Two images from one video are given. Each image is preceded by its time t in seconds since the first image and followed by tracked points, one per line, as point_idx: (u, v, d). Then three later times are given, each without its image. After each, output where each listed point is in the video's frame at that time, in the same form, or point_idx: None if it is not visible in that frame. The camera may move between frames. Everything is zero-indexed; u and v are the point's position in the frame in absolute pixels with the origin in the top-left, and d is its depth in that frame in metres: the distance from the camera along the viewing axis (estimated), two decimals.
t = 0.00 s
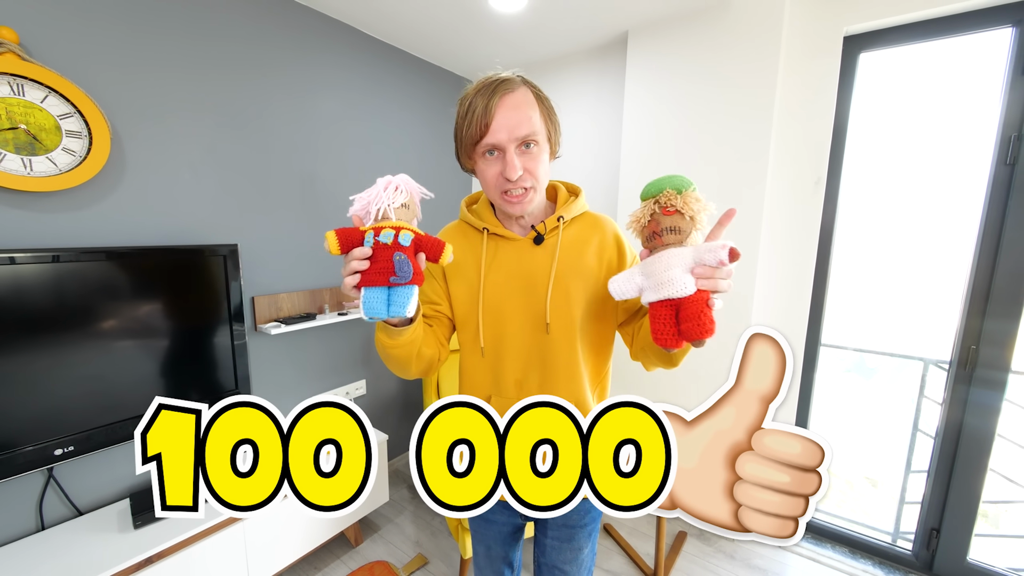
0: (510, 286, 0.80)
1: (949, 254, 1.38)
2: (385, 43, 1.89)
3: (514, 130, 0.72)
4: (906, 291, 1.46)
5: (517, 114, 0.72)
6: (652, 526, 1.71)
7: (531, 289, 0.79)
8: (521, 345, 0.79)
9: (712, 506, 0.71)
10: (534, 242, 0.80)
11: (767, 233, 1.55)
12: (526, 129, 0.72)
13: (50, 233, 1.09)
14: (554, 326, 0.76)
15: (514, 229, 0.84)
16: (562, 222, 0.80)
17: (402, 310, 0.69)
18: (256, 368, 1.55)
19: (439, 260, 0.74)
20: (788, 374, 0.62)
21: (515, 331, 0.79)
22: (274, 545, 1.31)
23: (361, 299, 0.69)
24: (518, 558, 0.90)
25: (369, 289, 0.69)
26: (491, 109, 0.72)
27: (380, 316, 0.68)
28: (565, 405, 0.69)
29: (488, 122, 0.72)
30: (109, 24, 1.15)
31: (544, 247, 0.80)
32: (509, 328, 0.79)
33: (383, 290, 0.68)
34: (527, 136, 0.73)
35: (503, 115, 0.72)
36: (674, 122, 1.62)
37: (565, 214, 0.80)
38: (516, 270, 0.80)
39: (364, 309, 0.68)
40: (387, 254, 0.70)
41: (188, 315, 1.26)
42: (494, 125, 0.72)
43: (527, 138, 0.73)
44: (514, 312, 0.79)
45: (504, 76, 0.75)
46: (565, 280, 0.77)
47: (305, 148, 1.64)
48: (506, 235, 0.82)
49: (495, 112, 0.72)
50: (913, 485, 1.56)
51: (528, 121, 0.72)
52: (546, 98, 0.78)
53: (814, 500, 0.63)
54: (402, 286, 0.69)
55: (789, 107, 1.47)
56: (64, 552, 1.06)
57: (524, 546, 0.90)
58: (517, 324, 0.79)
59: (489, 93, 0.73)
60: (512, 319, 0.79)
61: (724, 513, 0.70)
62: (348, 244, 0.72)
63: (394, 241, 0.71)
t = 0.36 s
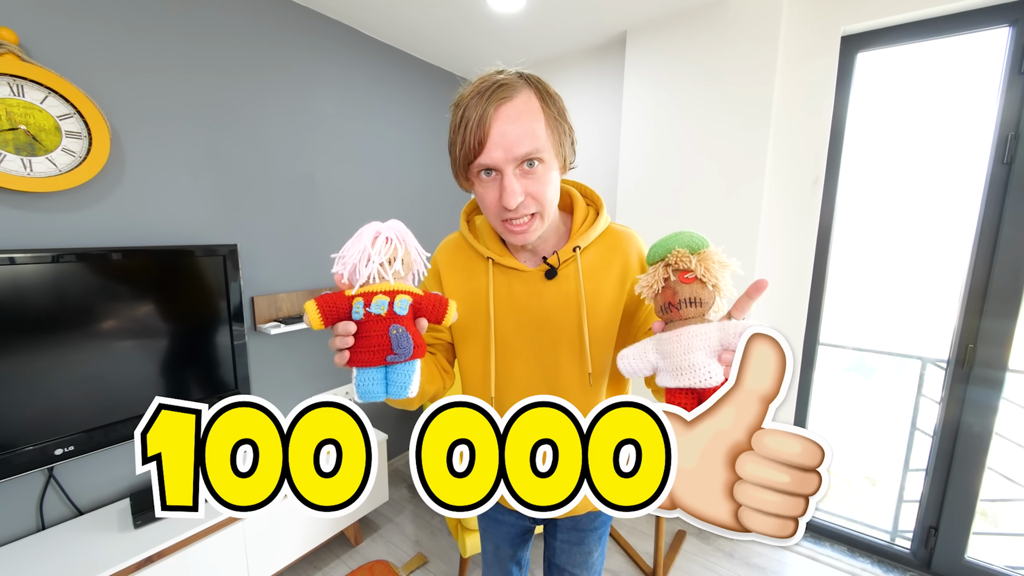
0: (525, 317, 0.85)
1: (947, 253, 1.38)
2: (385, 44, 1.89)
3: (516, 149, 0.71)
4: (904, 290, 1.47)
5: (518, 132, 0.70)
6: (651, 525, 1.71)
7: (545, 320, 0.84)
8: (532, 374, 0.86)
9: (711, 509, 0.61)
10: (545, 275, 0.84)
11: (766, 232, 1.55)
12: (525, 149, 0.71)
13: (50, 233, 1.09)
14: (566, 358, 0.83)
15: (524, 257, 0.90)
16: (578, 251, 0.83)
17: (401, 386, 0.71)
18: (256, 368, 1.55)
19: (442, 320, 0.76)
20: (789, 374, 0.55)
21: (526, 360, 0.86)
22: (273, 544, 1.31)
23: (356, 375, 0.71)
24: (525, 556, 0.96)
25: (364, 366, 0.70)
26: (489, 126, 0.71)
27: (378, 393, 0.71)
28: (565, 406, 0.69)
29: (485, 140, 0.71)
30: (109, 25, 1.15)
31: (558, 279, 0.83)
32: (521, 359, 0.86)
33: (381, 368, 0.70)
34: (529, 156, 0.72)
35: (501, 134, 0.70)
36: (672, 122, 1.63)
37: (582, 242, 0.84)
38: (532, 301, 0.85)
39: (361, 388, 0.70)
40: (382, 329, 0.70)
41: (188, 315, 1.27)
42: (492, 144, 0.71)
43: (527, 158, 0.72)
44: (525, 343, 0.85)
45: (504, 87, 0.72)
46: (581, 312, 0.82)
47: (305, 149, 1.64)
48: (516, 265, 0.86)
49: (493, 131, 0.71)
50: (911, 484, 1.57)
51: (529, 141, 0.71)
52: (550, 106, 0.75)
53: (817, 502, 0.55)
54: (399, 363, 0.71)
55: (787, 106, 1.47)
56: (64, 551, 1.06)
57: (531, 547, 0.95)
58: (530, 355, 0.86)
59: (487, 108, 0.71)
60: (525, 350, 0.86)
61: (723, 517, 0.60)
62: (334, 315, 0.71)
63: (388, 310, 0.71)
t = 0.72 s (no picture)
0: (512, 298, 0.89)
1: (944, 253, 1.38)
2: (383, 45, 1.90)
3: (505, 139, 0.81)
4: (902, 290, 1.47)
5: (510, 125, 0.81)
6: (651, 526, 1.71)
7: (531, 300, 0.87)
8: (524, 354, 0.88)
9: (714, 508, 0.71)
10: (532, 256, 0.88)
11: (764, 232, 1.56)
12: (515, 138, 0.80)
13: (49, 235, 1.09)
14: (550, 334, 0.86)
15: (511, 242, 0.95)
16: (558, 237, 0.88)
17: (422, 373, 0.81)
18: (255, 369, 1.55)
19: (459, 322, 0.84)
20: (787, 375, 0.64)
21: (519, 340, 0.89)
22: (273, 546, 1.31)
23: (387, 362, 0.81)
24: (525, 534, 0.96)
25: (393, 356, 0.80)
26: (488, 121, 0.82)
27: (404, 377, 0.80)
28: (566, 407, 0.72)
29: (483, 132, 0.82)
30: (108, 27, 1.15)
31: (541, 261, 0.88)
32: (514, 338, 0.89)
33: (407, 359, 0.80)
34: (517, 144, 0.81)
35: (496, 126, 0.81)
36: (670, 123, 1.63)
37: (561, 229, 0.88)
38: (518, 283, 0.89)
39: (389, 373, 0.80)
40: (410, 328, 0.80)
41: (186, 317, 1.27)
42: (489, 135, 0.82)
43: (517, 146, 0.81)
44: (517, 322, 0.89)
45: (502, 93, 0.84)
46: (561, 292, 0.85)
47: (304, 150, 1.64)
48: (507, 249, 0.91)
49: (490, 124, 0.82)
50: (910, 483, 1.57)
51: (518, 131, 0.81)
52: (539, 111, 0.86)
53: (814, 500, 0.64)
54: (422, 355, 0.80)
55: (785, 107, 1.47)
56: (63, 553, 1.06)
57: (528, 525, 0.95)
58: (517, 334, 0.89)
59: (486, 107, 0.83)
60: (513, 329, 0.89)
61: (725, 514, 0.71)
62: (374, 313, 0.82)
63: (417, 313, 0.80)
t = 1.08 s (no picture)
0: (511, 271, 0.91)
1: (942, 255, 1.39)
2: (383, 49, 1.91)
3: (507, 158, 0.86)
4: (900, 292, 1.48)
5: (514, 148, 0.85)
6: (650, 529, 1.71)
7: (526, 274, 0.89)
8: (518, 321, 0.90)
9: (714, 507, 0.95)
10: (531, 242, 0.90)
11: (763, 235, 1.56)
12: (517, 160, 0.85)
13: (49, 238, 1.09)
14: (543, 306, 0.87)
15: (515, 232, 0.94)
16: (555, 229, 0.90)
17: (447, 343, 0.89)
18: (254, 372, 1.55)
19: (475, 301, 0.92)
20: (786, 375, 0.79)
21: (514, 308, 0.90)
22: (272, 549, 1.31)
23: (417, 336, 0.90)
24: (514, 522, 0.99)
25: (422, 331, 0.88)
26: (498, 142, 0.87)
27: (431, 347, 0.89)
28: (564, 406, 0.77)
29: (493, 152, 0.88)
30: (110, 33, 1.16)
31: (538, 246, 0.90)
32: (511, 307, 0.90)
33: (434, 332, 0.88)
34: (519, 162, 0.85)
35: (503, 147, 0.86)
36: (669, 126, 1.64)
37: (558, 221, 0.90)
38: (515, 258, 0.91)
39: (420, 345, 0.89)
40: (434, 307, 0.88)
41: (187, 320, 1.27)
42: (496, 155, 0.87)
43: (518, 167, 0.85)
44: (514, 290, 0.90)
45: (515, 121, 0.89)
46: (555, 270, 0.87)
47: (304, 153, 1.65)
48: (510, 237, 0.92)
49: (499, 146, 0.87)
50: (909, 486, 1.57)
51: (521, 154, 0.85)
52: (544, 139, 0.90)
53: (812, 499, 0.78)
54: (446, 327, 0.88)
55: (783, 111, 1.48)
56: (61, 556, 1.06)
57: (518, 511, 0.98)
58: (511, 302, 0.90)
59: (498, 132, 0.88)
60: (509, 299, 0.91)
61: (725, 513, 0.94)
62: (403, 297, 0.90)
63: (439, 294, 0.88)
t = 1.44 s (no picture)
0: (511, 270, 0.92)
1: (939, 253, 1.39)
2: (383, 48, 1.91)
3: (511, 145, 0.90)
4: (898, 290, 1.48)
5: (518, 135, 0.91)
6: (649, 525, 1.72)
7: (526, 272, 0.90)
8: (519, 318, 0.91)
9: (714, 507, 0.95)
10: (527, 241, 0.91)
11: (761, 234, 1.57)
12: (522, 144, 0.90)
13: (51, 237, 1.10)
14: (544, 303, 0.89)
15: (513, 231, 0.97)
16: (549, 228, 0.91)
17: (455, 353, 0.92)
18: (255, 370, 1.56)
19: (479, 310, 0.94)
20: (785, 374, 0.80)
21: (515, 305, 0.91)
22: (273, 546, 1.32)
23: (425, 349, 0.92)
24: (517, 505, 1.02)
25: (430, 345, 0.90)
26: (502, 131, 0.92)
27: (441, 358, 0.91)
28: (564, 407, 0.78)
29: (497, 139, 0.92)
30: (111, 32, 1.17)
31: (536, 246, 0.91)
32: (512, 303, 0.92)
33: (442, 345, 0.90)
34: (522, 149, 0.90)
35: (507, 134, 0.91)
36: (668, 124, 1.64)
37: (552, 220, 0.91)
38: (515, 257, 0.92)
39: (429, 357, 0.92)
40: (440, 321, 0.89)
41: (188, 319, 1.28)
42: (501, 141, 0.91)
43: (522, 151, 0.90)
44: (515, 287, 0.91)
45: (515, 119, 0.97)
46: (554, 268, 0.89)
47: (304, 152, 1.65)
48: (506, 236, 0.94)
49: (502, 133, 0.92)
50: (907, 482, 1.57)
51: (525, 140, 0.90)
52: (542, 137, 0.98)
53: (811, 499, 0.79)
54: (453, 338, 0.90)
55: (781, 109, 1.49)
56: (65, 552, 1.07)
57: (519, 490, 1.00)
58: (513, 300, 0.91)
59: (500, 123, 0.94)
60: (510, 297, 0.92)
61: (725, 513, 0.94)
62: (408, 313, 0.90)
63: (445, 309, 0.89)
